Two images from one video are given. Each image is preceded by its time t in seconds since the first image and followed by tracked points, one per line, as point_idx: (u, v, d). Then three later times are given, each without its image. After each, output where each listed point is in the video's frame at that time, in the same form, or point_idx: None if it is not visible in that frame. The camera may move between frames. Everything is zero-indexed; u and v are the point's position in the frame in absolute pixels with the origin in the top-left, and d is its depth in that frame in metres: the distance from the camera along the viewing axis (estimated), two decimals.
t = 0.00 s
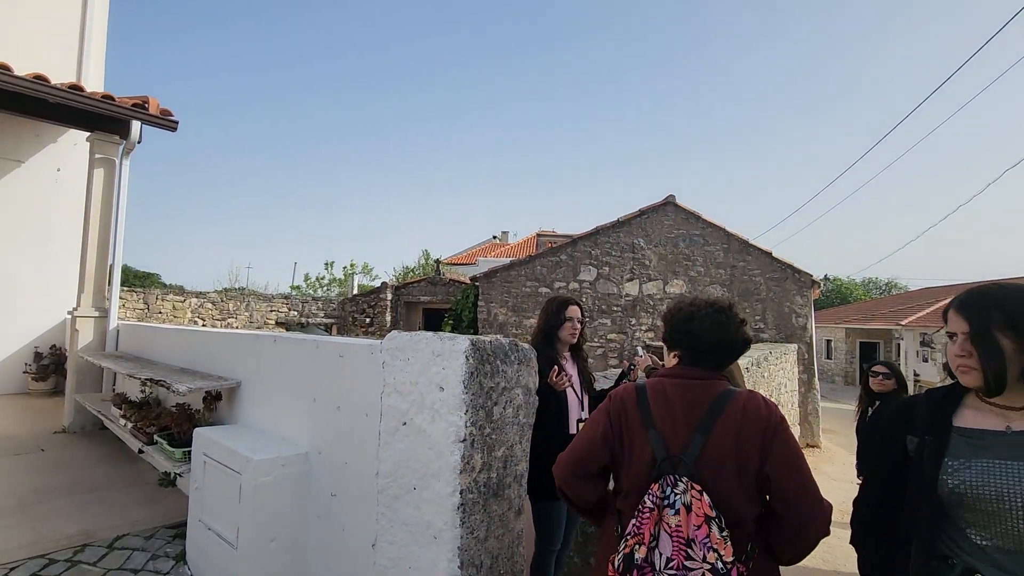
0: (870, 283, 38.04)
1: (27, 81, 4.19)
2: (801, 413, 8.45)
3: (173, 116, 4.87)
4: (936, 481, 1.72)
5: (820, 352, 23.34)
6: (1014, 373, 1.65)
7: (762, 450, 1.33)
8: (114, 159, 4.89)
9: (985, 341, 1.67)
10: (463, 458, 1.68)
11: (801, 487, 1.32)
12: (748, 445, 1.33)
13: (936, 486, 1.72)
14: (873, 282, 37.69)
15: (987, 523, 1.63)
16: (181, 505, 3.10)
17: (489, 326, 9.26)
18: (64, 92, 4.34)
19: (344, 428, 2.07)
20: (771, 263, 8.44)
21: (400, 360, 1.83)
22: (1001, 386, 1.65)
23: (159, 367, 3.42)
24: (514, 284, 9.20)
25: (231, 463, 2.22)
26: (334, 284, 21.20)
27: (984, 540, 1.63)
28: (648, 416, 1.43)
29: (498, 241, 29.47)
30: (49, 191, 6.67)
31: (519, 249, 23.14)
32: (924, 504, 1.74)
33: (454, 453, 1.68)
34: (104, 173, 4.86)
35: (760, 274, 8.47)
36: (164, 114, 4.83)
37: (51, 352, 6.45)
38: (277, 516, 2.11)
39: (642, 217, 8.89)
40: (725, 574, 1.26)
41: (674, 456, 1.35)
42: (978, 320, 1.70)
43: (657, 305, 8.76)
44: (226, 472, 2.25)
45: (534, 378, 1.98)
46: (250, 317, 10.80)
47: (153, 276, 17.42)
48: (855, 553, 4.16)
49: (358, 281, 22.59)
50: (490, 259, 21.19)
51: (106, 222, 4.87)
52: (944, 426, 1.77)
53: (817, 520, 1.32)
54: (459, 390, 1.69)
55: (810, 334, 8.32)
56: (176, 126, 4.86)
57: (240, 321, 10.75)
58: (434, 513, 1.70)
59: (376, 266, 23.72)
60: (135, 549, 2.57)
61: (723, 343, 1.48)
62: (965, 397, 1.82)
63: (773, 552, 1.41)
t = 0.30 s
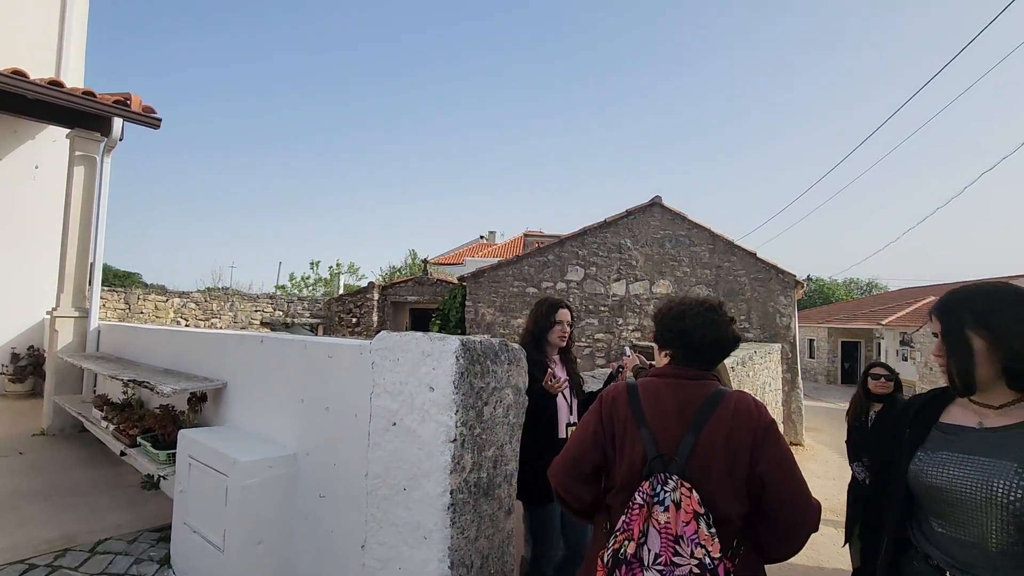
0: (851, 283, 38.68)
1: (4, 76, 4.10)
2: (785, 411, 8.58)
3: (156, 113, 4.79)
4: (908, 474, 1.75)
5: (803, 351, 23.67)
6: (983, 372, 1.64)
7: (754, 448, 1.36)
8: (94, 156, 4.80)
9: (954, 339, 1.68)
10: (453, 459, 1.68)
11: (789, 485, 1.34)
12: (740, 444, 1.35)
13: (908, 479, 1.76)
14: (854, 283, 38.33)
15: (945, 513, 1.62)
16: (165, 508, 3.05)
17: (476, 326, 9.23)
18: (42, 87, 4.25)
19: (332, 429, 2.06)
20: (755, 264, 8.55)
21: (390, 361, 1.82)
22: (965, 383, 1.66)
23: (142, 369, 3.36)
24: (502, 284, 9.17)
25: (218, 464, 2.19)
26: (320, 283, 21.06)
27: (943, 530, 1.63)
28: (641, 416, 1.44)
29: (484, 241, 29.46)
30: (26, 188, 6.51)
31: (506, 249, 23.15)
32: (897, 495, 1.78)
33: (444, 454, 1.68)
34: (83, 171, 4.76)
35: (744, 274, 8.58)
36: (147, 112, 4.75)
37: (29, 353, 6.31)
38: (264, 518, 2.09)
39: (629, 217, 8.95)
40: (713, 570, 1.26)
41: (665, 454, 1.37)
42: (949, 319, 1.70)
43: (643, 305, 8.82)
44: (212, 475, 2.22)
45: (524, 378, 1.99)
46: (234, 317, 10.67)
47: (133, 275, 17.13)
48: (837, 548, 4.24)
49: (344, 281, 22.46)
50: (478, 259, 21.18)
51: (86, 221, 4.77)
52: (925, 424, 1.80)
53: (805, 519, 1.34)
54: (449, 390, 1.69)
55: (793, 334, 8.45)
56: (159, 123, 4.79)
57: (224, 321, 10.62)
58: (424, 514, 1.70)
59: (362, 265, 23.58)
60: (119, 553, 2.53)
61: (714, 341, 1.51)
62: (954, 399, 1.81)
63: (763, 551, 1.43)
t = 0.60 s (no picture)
0: (837, 283, 39.16)
1: None
2: (773, 410, 8.66)
3: (144, 111, 4.74)
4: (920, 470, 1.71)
5: (790, 350, 23.93)
6: (976, 370, 1.49)
7: (744, 441, 1.37)
8: (81, 155, 4.73)
9: (948, 335, 1.55)
10: (448, 459, 1.68)
11: (779, 475, 1.36)
12: (729, 437, 1.37)
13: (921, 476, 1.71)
14: (840, 283, 38.80)
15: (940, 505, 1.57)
16: (155, 510, 3.02)
17: (468, 326, 9.21)
18: (28, 83, 4.19)
19: (326, 430, 2.05)
20: (745, 264, 8.64)
21: (385, 361, 1.82)
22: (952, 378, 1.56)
23: (131, 370, 3.32)
24: (493, 284, 9.15)
25: (209, 465, 2.17)
26: (310, 283, 20.98)
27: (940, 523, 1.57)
28: (631, 412, 1.46)
29: (475, 241, 29.45)
30: (11, 188, 6.40)
31: (496, 249, 23.17)
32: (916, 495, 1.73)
33: (440, 454, 1.68)
34: (70, 169, 4.70)
35: (734, 275, 8.66)
36: (135, 110, 4.70)
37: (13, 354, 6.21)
38: (258, 518, 2.08)
39: (620, 218, 8.99)
40: (706, 554, 1.27)
41: (657, 448, 1.38)
42: (944, 313, 1.56)
43: (634, 305, 8.87)
44: (203, 475, 2.20)
45: (519, 378, 2.00)
46: (223, 317, 10.58)
47: (118, 275, 16.90)
48: (824, 545, 4.29)
49: (334, 281, 22.36)
50: (469, 260, 21.19)
51: (74, 220, 4.71)
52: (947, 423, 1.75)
53: (796, 508, 1.36)
54: (444, 391, 1.69)
55: (781, 334, 8.54)
56: (147, 121, 4.73)
57: (212, 321, 10.53)
58: (419, 514, 1.70)
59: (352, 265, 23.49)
60: (108, 556, 2.50)
61: (703, 339, 1.52)
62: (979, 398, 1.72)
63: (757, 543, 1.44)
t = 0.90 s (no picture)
0: (830, 284, 39.46)
1: None
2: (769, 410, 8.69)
3: (139, 110, 4.69)
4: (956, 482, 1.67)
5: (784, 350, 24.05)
6: (983, 372, 1.49)
7: (748, 437, 1.37)
8: (76, 153, 4.69)
9: (954, 336, 1.56)
10: (453, 460, 1.67)
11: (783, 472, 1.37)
12: (734, 434, 1.37)
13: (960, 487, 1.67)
14: (832, 283, 39.15)
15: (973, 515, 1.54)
16: (151, 513, 2.99)
17: (464, 326, 9.19)
18: (21, 81, 4.14)
19: (328, 431, 2.04)
20: (740, 265, 8.69)
21: (388, 361, 1.81)
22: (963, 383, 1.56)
23: (127, 371, 3.28)
24: (489, 284, 9.12)
25: (209, 467, 2.16)
26: (304, 283, 20.91)
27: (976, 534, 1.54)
28: (634, 409, 1.46)
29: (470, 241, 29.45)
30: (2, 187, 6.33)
31: (491, 249, 23.15)
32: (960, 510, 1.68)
33: (444, 454, 1.67)
34: (63, 167, 4.65)
35: (729, 276, 8.70)
36: (130, 108, 4.65)
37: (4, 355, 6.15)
38: (259, 520, 2.06)
39: (616, 219, 9.00)
40: (712, 554, 1.27)
41: (661, 445, 1.38)
42: (949, 315, 1.58)
43: (630, 305, 8.89)
44: (203, 477, 2.18)
45: (521, 378, 1.98)
46: (217, 317, 10.51)
47: (110, 275, 16.75)
48: (821, 544, 4.31)
49: (328, 281, 22.30)
50: (464, 260, 21.18)
51: (67, 219, 4.66)
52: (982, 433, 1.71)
53: (801, 503, 1.37)
54: (449, 391, 1.68)
55: (776, 334, 8.59)
56: (142, 120, 4.69)
57: (206, 322, 10.46)
58: (423, 515, 1.69)
59: (346, 265, 23.40)
60: (104, 559, 2.47)
61: (703, 336, 1.52)
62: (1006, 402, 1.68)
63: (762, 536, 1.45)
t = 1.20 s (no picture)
0: (829, 285, 39.53)
1: None
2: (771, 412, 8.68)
3: (144, 111, 4.69)
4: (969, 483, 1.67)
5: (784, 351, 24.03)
6: (1014, 372, 1.48)
7: (766, 448, 1.34)
8: (80, 155, 4.69)
9: (983, 336, 1.56)
10: (465, 463, 1.67)
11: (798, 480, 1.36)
12: (752, 445, 1.34)
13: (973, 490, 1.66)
14: (832, 284, 39.16)
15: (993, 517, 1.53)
16: (156, 515, 2.98)
17: (465, 327, 9.17)
18: (27, 83, 4.14)
19: (338, 433, 2.04)
20: (742, 266, 8.71)
21: (399, 364, 1.81)
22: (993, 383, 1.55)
23: (133, 372, 3.28)
24: (491, 286, 9.11)
25: (217, 469, 2.15)
26: (304, 284, 20.92)
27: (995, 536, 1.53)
28: (651, 417, 1.47)
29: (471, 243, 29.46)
30: (5, 188, 6.33)
31: (492, 250, 23.13)
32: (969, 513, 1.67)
33: (456, 457, 1.66)
34: (68, 169, 4.65)
35: (731, 277, 8.72)
36: (135, 109, 4.64)
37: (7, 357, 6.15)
38: (269, 523, 2.06)
39: (618, 220, 8.99)
40: (725, 570, 1.26)
41: (677, 455, 1.37)
42: (979, 316, 1.57)
43: (632, 307, 8.88)
44: (211, 479, 2.18)
45: (532, 380, 1.98)
46: (219, 318, 10.49)
47: (110, 276, 16.72)
48: (825, 546, 4.31)
49: (328, 282, 22.29)
50: (464, 261, 21.19)
51: (72, 220, 4.66)
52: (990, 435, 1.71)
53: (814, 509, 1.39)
54: (461, 394, 1.68)
55: (778, 335, 8.58)
56: (147, 121, 4.69)
57: (208, 323, 10.45)
58: (435, 518, 1.69)
59: (347, 266, 23.41)
60: (111, 562, 2.46)
61: (724, 339, 1.51)
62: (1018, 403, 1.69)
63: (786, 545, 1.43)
